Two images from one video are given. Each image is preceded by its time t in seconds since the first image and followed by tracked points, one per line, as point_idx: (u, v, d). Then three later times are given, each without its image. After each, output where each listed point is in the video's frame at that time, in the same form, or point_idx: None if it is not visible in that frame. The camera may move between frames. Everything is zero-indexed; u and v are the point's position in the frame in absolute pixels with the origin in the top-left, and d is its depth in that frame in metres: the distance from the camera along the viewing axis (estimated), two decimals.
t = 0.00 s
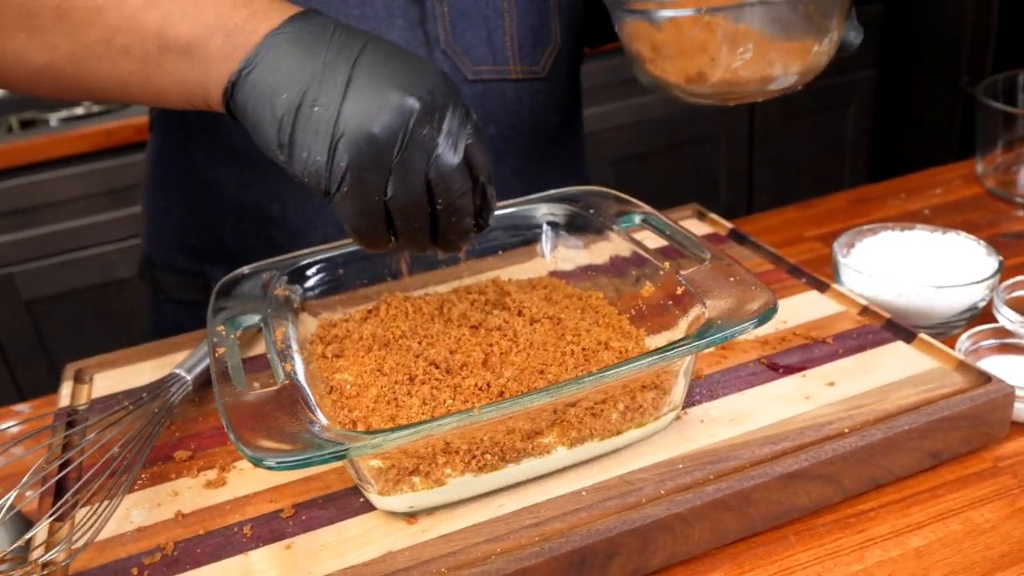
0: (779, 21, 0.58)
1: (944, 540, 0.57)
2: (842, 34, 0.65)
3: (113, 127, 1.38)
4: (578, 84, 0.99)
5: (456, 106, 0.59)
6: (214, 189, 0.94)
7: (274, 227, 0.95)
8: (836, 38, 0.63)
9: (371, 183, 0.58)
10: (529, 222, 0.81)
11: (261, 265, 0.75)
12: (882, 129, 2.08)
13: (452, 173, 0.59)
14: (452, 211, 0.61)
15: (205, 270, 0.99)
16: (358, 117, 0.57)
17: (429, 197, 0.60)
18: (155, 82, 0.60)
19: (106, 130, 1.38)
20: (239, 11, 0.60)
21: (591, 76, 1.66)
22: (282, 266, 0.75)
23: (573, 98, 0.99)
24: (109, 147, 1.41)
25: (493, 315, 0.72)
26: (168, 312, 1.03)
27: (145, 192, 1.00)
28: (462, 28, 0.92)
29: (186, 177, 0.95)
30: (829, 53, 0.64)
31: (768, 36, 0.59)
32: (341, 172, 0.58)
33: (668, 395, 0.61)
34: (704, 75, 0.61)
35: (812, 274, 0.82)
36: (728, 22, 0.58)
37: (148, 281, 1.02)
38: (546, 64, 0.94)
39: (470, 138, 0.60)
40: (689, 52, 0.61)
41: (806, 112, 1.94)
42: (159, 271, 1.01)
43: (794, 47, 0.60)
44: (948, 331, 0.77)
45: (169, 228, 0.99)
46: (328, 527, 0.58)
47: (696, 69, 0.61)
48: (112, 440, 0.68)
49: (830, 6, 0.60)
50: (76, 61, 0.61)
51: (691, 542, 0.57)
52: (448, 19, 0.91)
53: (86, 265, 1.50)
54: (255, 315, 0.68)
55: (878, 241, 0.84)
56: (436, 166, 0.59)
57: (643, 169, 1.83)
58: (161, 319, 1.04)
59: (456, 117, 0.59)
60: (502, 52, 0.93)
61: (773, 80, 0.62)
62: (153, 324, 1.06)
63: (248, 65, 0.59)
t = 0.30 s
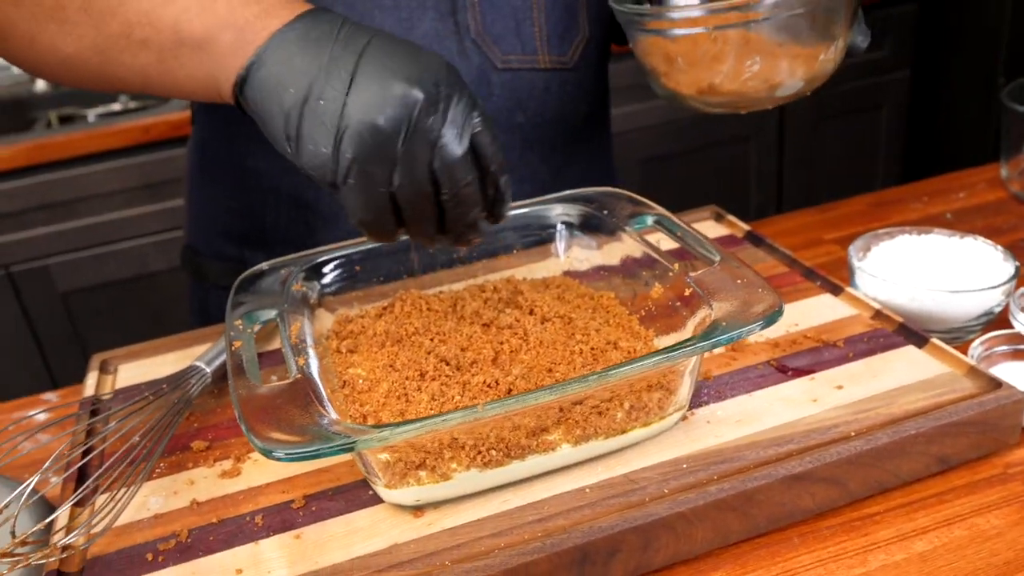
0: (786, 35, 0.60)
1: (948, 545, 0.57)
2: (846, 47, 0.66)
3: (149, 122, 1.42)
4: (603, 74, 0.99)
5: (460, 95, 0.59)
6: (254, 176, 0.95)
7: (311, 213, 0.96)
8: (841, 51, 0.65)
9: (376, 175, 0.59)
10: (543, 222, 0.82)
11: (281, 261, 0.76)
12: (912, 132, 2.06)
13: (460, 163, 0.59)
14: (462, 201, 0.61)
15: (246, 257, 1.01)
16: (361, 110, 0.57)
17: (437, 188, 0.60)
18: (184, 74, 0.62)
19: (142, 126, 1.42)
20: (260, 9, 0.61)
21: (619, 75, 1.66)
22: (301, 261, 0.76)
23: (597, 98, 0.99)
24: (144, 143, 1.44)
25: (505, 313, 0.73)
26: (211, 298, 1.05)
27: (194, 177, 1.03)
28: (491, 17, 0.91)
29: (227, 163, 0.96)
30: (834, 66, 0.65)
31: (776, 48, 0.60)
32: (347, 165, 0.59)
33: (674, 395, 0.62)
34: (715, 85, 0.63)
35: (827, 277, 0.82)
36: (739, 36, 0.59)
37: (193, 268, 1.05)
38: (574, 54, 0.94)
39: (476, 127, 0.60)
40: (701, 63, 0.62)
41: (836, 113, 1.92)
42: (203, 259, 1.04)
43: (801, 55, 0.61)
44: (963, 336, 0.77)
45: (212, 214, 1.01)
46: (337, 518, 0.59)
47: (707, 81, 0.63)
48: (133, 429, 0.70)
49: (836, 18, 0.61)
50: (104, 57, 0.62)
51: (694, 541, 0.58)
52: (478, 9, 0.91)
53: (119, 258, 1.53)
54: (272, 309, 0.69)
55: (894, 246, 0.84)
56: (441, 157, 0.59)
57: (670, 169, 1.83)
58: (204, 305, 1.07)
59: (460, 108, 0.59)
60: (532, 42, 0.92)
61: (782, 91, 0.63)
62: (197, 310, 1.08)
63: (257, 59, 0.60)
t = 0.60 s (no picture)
0: (817, 32, 0.62)
1: (946, 549, 0.57)
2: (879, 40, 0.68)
3: (175, 119, 1.44)
4: (627, 74, 1.00)
5: (406, 107, 0.61)
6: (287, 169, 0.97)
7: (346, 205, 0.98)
8: (872, 45, 0.67)
9: (308, 170, 0.59)
10: (553, 222, 0.83)
11: (295, 256, 0.77)
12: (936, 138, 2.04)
13: (396, 173, 0.60)
14: (394, 212, 0.61)
15: (278, 250, 1.03)
16: (300, 107, 0.58)
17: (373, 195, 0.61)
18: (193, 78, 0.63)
19: (168, 122, 1.44)
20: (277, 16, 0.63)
21: (640, 77, 1.66)
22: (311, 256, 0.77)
23: (620, 101, 1.00)
24: (170, 139, 1.46)
25: (512, 311, 0.74)
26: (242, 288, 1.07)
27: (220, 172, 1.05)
28: (519, 17, 0.92)
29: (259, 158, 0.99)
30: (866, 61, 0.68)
31: (807, 45, 0.63)
32: (280, 155, 0.59)
33: (675, 395, 0.62)
34: (750, 80, 0.65)
35: (836, 281, 0.82)
36: (770, 32, 0.62)
37: (225, 262, 1.07)
38: (600, 52, 0.95)
39: (420, 141, 0.61)
40: (734, 58, 0.65)
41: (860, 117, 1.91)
42: (235, 252, 1.06)
43: (830, 54, 0.64)
44: (972, 342, 0.76)
45: (242, 209, 1.03)
46: (341, 509, 0.61)
47: (741, 77, 0.66)
48: (146, 419, 0.71)
49: (867, 15, 0.64)
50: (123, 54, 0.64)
51: (691, 540, 0.58)
52: (506, 8, 0.92)
53: (144, 253, 1.56)
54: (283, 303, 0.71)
55: (904, 251, 0.84)
56: (378, 164, 0.60)
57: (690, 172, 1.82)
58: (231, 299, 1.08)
59: (403, 119, 0.60)
60: (559, 40, 0.94)
61: (813, 88, 0.66)
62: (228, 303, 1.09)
63: (209, 52, 0.62)
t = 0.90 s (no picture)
0: (830, 61, 0.69)
1: (939, 551, 0.58)
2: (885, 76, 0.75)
3: (196, 117, 1.46)
4: (643, 80, 1.01)
5: (423, 117, 0.62)
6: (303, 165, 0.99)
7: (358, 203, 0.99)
8: (880, 78, 0.73)
9: (329, 184, 0.61)
10: (559, 222, 0.83)
11: (302, 252, 0.78)
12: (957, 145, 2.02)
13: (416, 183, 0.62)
14: (415, 221, 0.63)
15: (290, 248, 1.04)
16: (319, 122, 0.60)
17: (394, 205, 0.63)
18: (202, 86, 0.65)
19: (189, 120, 1.46)
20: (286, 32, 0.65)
21: (657, 81, 1.67)
22: (317, 251, 0.78)
23: (634, 104, 1.01)
24: (190, 137, 1.49)
25: (515, 308, 0.74)
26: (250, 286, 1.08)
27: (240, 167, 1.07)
28: (533, 19, 0.93)
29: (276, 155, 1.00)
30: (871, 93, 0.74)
31: (820, 73, 0.69)
32: (301, 170, 0.61)
33: (672, 392, 0.63)
34: (764, 104, 0.71)
35: (841, 284, 0.82)
36: (785, 60, 0.69)
37: (240, 258, 1.09)
38: (613, 56, 0.96)
39: (438, 149, 0.63)
40: (750, 83, 0.72)
41: (879, 123, 1.90)
42: (248, 249, 1.07)
43: (839, 81, 0.70)
44: (977, 347, 0.76)
45: (258, 205, 1.05)
46: (340, 498, 0.62)
47: (755, 100, 0.72)
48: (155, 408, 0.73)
49: (877, 48, 0.70)
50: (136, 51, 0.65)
51: (685, 536, 0.59)
52: (519, 10, 0.93)
53: (164, 249, 1.59)
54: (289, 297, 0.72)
55: (911, 256, 0.84)
56: (398, 175, 0.62)
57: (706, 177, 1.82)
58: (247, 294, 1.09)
59: (423, 129, 0.62)
60: (571, 43, 0.95)
61: (822, 111, 0.71)
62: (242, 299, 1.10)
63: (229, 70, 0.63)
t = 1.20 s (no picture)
0: (830, 59, 0.68)
1: (933, 550, 0.58)
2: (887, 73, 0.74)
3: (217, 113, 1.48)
4: (654, 82, 1.02)
5: (403, 99, 0.61)
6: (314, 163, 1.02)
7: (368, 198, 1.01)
8: (881, 75, 0.72)
9: (300, 168, 0.61)
10: (566, 219, 0.84)
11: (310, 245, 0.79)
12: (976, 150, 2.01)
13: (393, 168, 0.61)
14: (396, 210, 0.62)
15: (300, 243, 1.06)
16: (291, 104, 0.60)
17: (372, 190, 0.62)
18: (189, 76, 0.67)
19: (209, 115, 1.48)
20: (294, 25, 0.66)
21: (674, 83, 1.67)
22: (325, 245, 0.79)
23: (645, 104, 1.01)
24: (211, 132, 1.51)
25: (519, 302, 0.75)
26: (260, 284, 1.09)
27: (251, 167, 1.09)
28: (546, 20, 0.94)
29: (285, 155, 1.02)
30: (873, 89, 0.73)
31: (820, 71, 0.68)
32: (272, 154, 0.61)
33: (670, 387, 0.64)
34: (762, 102, 0.71)
35: (845, 285, 0.83)
36: (784, 57, 0.68)
37: (254, 254, 1.11)
38: (625, 57, 0.97)
39: (419, 132, 0.62)
40: (748, 79, 0.70)
41: (897, 126, 1.89)
42: (263, 246, 1.10)
43: (839, 79, 0.69)
44: (980, 349, 0.76)
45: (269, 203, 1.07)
46: (342, 485, 0.63)
47: (753, 97, 0.71)
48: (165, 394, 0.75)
49: (879, 46, 0.69)
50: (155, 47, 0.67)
51: (679, 529, 0.59)
52: (533, 12, 0.93)
53: (183, 242, 1.61)
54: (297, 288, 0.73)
55: (917, 257, 0.84)
56: (375, 159, 0.61)
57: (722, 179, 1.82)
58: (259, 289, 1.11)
59: (402, 111, 0.61)
60: (584, 45, 0.95)
61: (819, 111, 0.71)
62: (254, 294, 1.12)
63: (212, 57, 0.65)
